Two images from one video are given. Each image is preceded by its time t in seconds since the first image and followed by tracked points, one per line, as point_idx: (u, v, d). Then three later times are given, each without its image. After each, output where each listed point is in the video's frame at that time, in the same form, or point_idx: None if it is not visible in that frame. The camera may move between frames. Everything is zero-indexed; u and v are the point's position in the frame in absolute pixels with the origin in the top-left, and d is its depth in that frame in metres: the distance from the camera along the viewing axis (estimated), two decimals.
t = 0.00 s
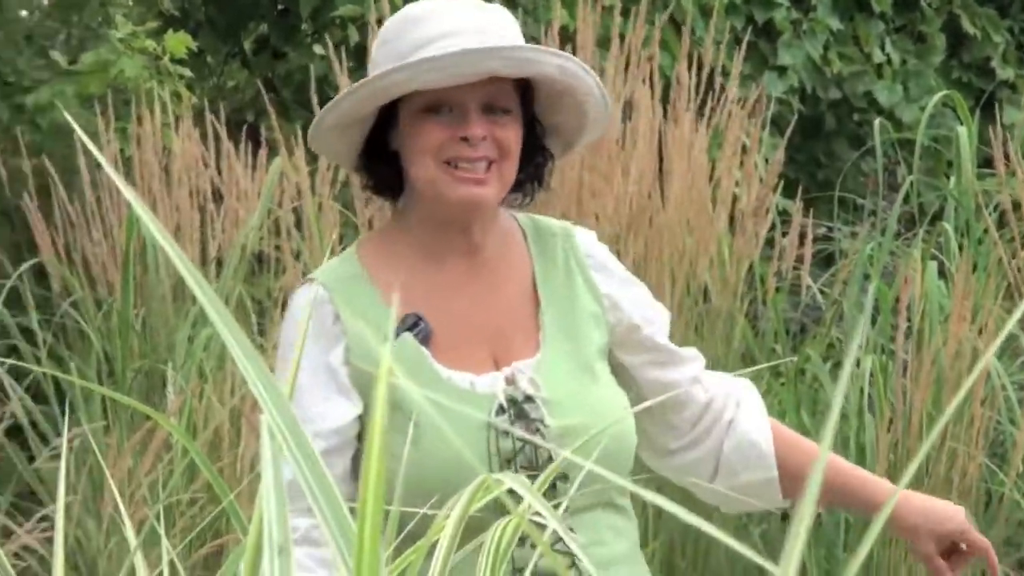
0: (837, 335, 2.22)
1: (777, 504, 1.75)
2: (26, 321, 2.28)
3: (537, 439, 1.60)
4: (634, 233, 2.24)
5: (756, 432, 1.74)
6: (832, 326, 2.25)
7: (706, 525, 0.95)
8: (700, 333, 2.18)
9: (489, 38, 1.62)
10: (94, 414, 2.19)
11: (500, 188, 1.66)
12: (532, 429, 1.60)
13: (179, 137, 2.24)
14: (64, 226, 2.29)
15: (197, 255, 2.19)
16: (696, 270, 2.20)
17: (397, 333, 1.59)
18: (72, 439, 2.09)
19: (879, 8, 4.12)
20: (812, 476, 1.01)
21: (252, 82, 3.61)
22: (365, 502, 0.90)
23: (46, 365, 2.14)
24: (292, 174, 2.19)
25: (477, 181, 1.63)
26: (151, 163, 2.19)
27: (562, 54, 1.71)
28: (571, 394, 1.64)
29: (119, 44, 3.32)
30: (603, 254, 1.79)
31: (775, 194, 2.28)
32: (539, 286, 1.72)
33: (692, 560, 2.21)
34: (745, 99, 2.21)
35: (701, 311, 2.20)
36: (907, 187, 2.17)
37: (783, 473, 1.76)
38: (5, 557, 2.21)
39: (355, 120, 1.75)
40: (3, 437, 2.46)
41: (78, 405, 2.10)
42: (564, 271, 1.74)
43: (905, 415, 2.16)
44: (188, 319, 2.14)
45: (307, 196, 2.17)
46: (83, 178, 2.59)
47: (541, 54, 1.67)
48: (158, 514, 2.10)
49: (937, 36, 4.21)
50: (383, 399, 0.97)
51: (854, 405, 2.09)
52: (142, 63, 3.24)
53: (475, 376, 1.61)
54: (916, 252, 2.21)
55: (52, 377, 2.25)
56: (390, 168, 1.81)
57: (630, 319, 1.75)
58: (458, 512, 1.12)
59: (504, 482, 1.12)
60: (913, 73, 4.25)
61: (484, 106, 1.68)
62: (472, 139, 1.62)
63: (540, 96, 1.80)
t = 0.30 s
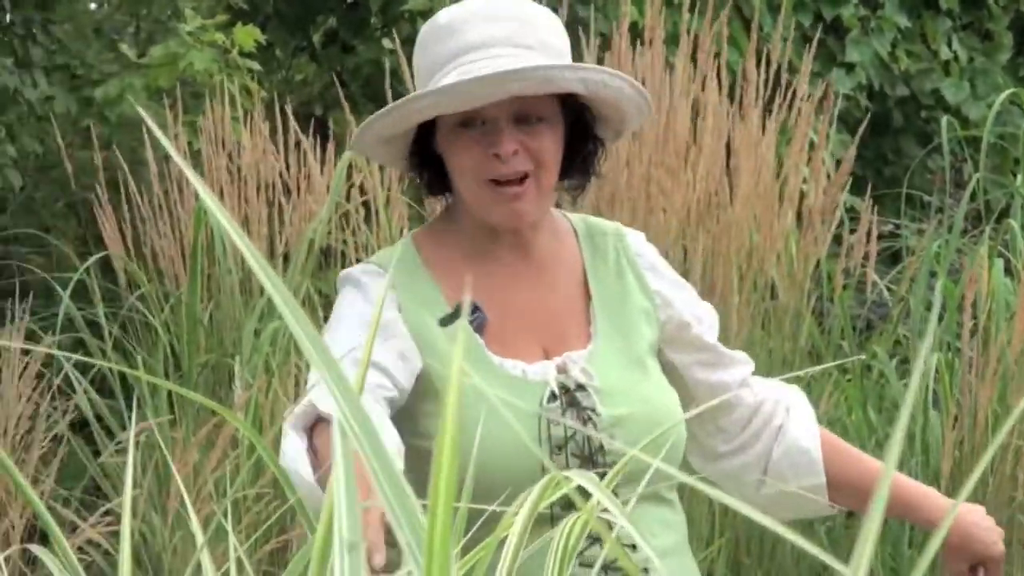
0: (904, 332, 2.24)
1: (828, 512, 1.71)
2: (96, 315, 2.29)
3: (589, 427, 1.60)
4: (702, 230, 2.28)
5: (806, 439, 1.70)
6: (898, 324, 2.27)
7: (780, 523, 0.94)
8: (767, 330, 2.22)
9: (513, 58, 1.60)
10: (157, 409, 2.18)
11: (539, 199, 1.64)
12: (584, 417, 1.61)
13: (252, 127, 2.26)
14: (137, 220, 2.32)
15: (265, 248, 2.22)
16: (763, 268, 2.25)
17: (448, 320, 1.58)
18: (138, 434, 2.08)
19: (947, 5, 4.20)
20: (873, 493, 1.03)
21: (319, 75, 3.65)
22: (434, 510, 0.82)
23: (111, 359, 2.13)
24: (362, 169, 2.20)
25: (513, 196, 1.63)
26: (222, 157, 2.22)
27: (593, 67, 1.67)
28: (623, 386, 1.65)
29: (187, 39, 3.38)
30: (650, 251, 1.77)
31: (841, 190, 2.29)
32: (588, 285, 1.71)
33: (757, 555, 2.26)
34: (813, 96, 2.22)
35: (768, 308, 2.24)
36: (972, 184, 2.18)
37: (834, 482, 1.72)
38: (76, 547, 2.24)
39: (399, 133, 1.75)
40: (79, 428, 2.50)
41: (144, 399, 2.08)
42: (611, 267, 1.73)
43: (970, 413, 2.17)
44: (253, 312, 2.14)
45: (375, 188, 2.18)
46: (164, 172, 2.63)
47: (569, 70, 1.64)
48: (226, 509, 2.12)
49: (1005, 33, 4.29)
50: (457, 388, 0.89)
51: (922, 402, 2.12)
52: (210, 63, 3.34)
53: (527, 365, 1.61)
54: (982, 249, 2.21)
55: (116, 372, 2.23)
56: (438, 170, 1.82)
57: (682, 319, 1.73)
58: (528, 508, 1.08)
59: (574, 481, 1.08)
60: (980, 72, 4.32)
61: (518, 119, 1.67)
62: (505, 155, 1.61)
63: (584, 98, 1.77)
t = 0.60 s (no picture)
0: (913, 348, 2.24)
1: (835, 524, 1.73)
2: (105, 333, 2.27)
3: (604, 442, 1.59)
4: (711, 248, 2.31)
5: (811, 452, 1.72)
6: (907, 340, 2.28)
7: (777, 538, 0.84)
8: (776, 346, 2.23)
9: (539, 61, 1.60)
10: (165, 425, 2.17)
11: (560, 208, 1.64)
12: (599, 432, 1.59)
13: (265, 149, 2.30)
14: (148, 237, 2.34)
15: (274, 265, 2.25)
16: (773, 286, 2.26)
17: (461, 336, 1.57)
18: (147, 450, 2.07)
19: (956, 21, 4.18)
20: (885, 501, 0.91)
21: (329, 91, 3.65)
22: (445, 550, 0.78)
23: (120, 376, 2.12)
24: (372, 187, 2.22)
25: (536, 204, 1.62)
26: (232, 175, 2.25)
27: (612, 74, 1.68)
28: (636, 402, 1.63)
29: (196, 54, 3.41)
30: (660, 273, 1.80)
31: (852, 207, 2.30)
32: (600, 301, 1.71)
33: (765, 572, 2.27)
34: (823, 112, 2.22)
35: (778, 324, 2.24)
36: (982, 201, 2.17)
37: (840, 495, 1.74)
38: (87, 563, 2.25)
39: (409, 148, 1.73)
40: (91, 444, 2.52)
41: (153, 415, 2.07)
42: (622, 285, 1.73)
43: (979, 428, 2.17)
44: (264, 328, 2.14)
45: (387, 207, 2.19)
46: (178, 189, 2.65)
47: (592, 72, 1.65)
48: (234, 524, 2.12)
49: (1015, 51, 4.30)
50: (470, 417, 0.84)
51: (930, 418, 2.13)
52: (220, 77, 3.32)
53: (542, 380, 1.60)
54: (991, 266, 2.22)
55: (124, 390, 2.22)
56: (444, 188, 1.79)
57: (690, 336, 1.74)
58: (536, 525, 1.06)
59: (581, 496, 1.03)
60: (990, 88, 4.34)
61: (539, 127, 1.66)
62: (529, 161, 1.61)
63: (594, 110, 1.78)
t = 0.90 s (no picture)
0: (895, 366, 2.26)
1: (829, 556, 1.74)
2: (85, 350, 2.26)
3: (595, 464, 1.61)
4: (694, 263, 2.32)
5: (806, 483, 1.74)
6: (889, 358, 2.29)
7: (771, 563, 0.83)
8: (759, 363, 2.25)
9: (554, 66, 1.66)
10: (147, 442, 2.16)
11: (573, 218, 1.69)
12: (591, 452, 1.62)
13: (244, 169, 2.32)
14: (135, 253, 2.34)
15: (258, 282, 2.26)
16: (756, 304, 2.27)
17: (457, 353, 1.62)
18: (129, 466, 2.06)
19: (941, 39, 4.18)
20: (867, 521, 0.95)
21: (311, 106, 3.65)
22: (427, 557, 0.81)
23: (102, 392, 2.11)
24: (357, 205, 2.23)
25: (549, 211, 1.66)
26: (217, 193, 2.29)
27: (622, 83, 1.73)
28: (632, 423, 1.66)
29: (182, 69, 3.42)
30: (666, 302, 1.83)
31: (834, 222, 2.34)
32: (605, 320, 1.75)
33: None
34: (806, 130, 2.24)
35: (761, 342, 2.26)
36: (965, 219, 2.18)
37: (837, 527, 1.75)
38: None
39: (423, 157, 1.77)
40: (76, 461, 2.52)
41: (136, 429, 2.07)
42: (625, 305, 1.77)
43: (961, 446, 2.18)
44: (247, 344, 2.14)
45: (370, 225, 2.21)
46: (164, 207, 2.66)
47: (606, 81, 1.70)
48: (216, 540, 2.12)
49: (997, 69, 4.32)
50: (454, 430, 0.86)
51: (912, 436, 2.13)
52: (202, 92, 3.33)
53: (538, 399, 1.63)
54: (975, 283, 2.24)
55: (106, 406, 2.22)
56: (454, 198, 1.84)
57: (690, 365, 1.76)
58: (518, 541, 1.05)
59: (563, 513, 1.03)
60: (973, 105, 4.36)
61: (551, 136, 1.71)
62: (546, 167, 1.65)
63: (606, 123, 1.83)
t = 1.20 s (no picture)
0: (861, 377, 2.33)
1: None
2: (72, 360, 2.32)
3: (588, 474, 1.61)
4: (670, 277, 2.40)
5: (785, 511, 1.78)
6: (855, 370, 2.36)
7: None
8: (728, 375, 2.34)
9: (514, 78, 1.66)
10: (134, 450, 2.23)
11: (552, 229, 1.68)
12: (585, 463, 1.62)
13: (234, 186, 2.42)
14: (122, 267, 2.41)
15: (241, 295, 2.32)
16: (726, 315, 2.40)
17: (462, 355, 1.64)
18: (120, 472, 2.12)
19: (907, 58, 4.38)
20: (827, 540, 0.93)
21: (293, 123, 3.70)
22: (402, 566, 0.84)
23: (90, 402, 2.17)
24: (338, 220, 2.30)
25: (521, 223, 1.66)
26: (202, 213, 2.37)
27: (593, 93, 1.71)
28: (628, 436, 1.66)
29: (167, 88, 3.54)
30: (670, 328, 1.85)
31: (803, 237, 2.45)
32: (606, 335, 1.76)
33: None
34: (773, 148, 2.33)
35: (732, 352, 2.36)
36: (930, 234, 2.23)
37: (810, 558, 1.80)
38: None
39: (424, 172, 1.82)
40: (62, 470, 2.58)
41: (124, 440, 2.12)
42: (631, 322, 1.78)
43: (923, 454, 2.25)
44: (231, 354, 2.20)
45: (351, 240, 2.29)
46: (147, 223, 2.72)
47: (567, 90, 1.67)
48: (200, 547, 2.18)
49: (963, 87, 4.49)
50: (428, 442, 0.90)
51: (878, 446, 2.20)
52: (188, 109, 3.44)
53: (537, 406, 1.64)
54: (937, 297, 2.31)
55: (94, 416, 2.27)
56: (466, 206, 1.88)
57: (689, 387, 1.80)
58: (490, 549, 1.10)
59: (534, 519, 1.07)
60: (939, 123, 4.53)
61: (529, 150, 1.71)
62: (512, 180, 1.66)
63: (602, 136, 1.80)
